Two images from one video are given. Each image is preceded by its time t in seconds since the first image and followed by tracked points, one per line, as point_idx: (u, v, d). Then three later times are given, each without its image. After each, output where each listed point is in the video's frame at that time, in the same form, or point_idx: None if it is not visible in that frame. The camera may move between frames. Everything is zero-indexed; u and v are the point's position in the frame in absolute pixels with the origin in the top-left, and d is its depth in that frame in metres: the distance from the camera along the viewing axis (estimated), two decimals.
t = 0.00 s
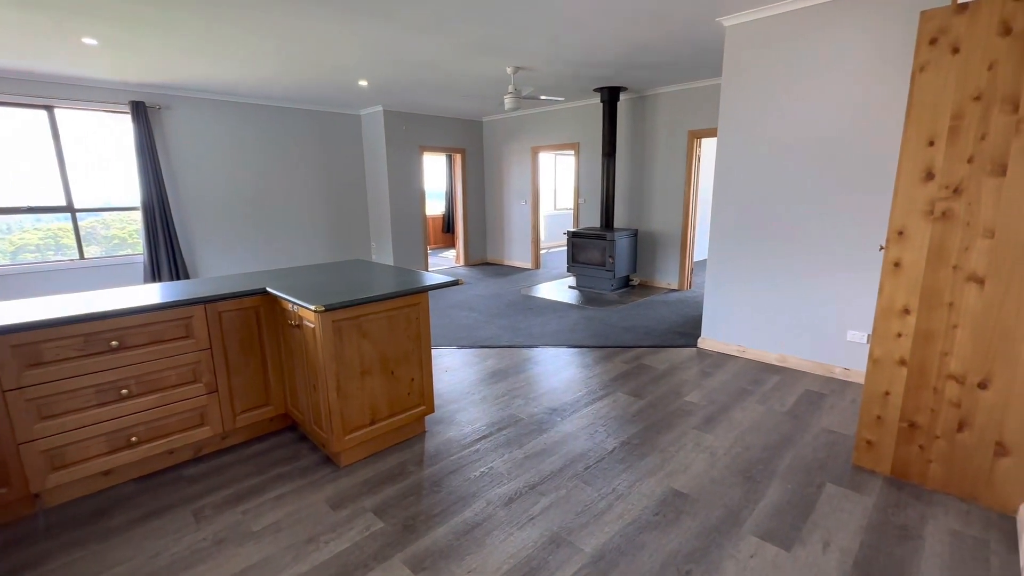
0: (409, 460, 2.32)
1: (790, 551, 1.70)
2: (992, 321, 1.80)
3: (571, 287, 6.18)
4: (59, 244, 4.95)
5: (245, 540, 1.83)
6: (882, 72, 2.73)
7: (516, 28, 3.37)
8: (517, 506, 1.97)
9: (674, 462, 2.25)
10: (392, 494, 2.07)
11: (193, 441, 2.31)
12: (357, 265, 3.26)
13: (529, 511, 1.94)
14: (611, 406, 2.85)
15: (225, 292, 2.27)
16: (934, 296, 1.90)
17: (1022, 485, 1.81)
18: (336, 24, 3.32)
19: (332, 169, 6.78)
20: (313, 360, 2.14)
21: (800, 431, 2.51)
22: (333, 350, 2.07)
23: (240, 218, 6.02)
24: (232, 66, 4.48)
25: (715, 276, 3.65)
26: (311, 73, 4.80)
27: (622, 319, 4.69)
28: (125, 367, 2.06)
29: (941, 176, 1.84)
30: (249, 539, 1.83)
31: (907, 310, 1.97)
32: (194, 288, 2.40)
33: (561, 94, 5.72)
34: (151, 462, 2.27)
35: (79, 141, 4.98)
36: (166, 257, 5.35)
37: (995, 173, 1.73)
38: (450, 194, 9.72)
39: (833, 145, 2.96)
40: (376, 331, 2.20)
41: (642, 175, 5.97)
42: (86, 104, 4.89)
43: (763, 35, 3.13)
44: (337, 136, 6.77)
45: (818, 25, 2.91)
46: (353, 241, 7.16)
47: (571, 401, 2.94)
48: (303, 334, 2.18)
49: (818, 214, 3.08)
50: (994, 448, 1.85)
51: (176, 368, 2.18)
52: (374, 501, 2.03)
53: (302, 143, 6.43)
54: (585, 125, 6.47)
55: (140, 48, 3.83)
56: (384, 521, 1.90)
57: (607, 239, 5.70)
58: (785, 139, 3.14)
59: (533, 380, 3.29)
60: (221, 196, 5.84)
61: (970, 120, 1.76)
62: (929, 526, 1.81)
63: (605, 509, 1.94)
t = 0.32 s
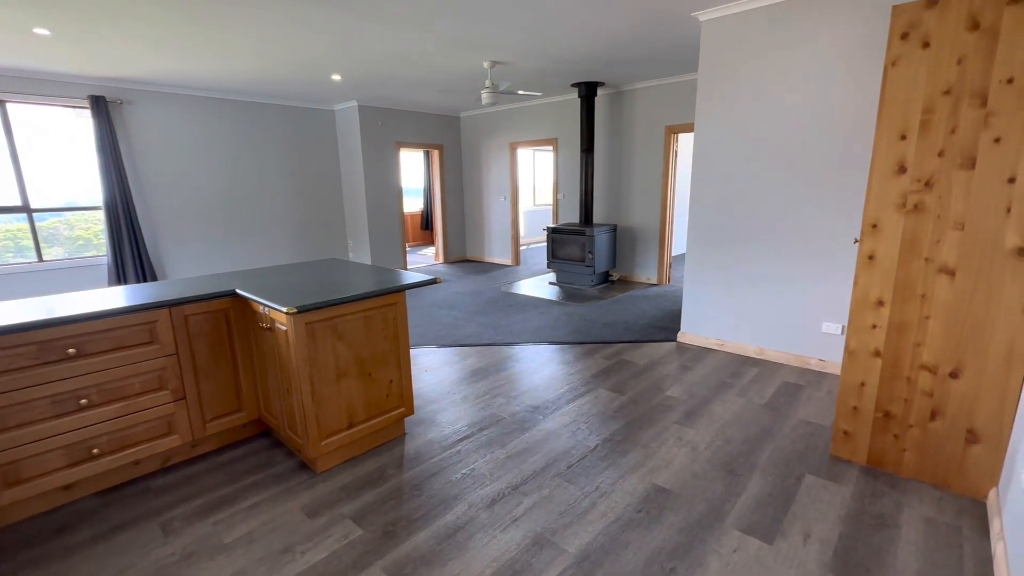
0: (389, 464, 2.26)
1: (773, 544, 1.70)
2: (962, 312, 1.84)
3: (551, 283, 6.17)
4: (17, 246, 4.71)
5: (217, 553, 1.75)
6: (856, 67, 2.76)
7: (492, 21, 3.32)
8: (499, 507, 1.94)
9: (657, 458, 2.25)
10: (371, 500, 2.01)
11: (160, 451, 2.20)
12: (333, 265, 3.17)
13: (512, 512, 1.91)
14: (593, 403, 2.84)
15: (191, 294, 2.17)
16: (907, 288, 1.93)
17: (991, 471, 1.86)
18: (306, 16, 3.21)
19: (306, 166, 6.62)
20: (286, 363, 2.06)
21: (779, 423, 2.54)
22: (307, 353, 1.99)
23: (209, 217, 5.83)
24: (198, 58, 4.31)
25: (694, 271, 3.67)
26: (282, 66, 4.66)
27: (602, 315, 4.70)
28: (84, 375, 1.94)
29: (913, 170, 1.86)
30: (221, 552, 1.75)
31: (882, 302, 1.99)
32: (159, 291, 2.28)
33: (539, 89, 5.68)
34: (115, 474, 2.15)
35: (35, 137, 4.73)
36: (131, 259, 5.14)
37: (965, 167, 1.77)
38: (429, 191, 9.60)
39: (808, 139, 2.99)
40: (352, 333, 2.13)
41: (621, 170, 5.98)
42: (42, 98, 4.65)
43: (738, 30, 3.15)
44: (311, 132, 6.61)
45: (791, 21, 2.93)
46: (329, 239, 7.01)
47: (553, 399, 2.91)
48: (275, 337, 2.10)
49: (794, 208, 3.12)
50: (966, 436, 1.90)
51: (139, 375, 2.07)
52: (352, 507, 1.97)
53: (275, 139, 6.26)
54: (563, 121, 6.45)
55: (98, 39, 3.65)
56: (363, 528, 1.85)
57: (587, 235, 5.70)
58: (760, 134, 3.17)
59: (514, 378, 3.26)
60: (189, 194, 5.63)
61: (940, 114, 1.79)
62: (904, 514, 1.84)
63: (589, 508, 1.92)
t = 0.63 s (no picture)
0: (367, 473, 2.15)
1: (766, 549, 1.64)
2: (954, 306, 1.79)
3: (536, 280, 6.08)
4: None
5: None
6: (842, 58, 2.73)
7: (472, 10, 3.20)
8: (483, 517, 1.85)
9: (645, 460, 2.17)
10: (347, 513, 1.90)
11: (120, 466, 2.06)
12: (308, 264, 3.03)
13: (496, 523, 1.82)
14: (579, 403, 2.76)
15: (150, 298, 2.02)
16: (899, 282, 1.88)
17: (984, 468, 1.83)
18: (276, 3, 3.06)
19: (283, 162, 6.42)
20: (254, 370, 1.94)
21: (768, 421, 2.49)
22: (275, 360, 1.87)
23: (181, 216, 5.61)
24: (164, 49, 4.11)
25: (680, 266, 3.61)
26: (254, 58, 4.48)
27: (588, 312, 4.63)
28: (32, 388, 1.79)
29: (904, 161, 1.81)
30: None
31: (873, 297, 1.94)
32: (117, 295, 2.13)
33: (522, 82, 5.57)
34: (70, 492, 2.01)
35: None
36: (97, 260, 4.92)
37: (957, 157, 1.72)
38: (411, 188, 9.43)
39: (795, 131, 2.95)
40: (324, 337, 2.01)
41: (605, 165, 5.91)
42: None
43: (724, 20, 3.08)
44: (288, 127, 6.41)
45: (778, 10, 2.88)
46: (308, 237, 6.83)
47: (539, 400, 2.83)
48: (242, 342, 1.97)
49: (780, 201, 3.08)
50: (958, 432, 1.86)
51: (94, 386, 1.92)
52: (327, 521, 1.86)
53: (249, 134, 6.05)
54: (546, 115, 6.36)
55: (53, 28, 3.44)
56: (338, 545, 1.74)
57: (571, 231, 5.62)
58: (746, 126, 3.12)
59: (499, 379, 3.16)
60: (159, 192, 5.41)
61: (931, 102, 1.74)
62: (898, 514, 1.80)
63: (576, 516, 1.84)
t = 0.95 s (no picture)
0: (336, 496, 1.96)
1: None
2: (968, 308, 1.66)
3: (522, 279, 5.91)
4: None
5: None
6: (840, 46, 2.60)
7: None
8: (462, 546, 1.68)
9: (637, 476, 2.03)
10: (311, 544, 1.72)
11: (58, 495, 1.84)
12: (276, 266, 2.82)
13: (476, 552, 1.65)
14: (567, 412, 2.60)
15: (88, 308, 1.81)
16: (907, 283, 1.75)
17: (998, 481, 1.71)
18: None
19: (258, 158, 6.16)
20: (205, 388, 1.74)
21: (765, 429, 2.36)
22: (226, 376, 1.68)
23: (149, 215, 5.34)
24: (122, 39, 3.86)
25: (671, 265, 3.47)
26: (222, 48, 4.23)
27: (575, 312, 4.48)
28: None
29: (914, 152, 1.67)
30: None
31: (879, 299, 1.81)
32: (53, 304, 1.92)
33: (505, 74, 5.38)
34: None
35: None
36: (57, 263, 4.64)
37: (971, 148, 1.59)
38: (394, 184, 9.19)
39: (790, 124, 2.82)
40: (285, 349, 1.82)
41: (592, 160, 5.76)
42: None
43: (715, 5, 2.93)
44: (262, 122, 6.15)
45: None
46: (286, 237, 6.57)
47: (525, 408, 2.67)
48: (192, 357, 1.77)
49: (775, 197, 2.96)
50: (970, 443, 1.74)
51: (23, 409, 1.71)
52: (287, 555, 1.67)
53: (221, 129, 5.78)
54: (532, 109, 6.18)
55: None
56: None
57: (558, 228, 5.46)
58: (740, 118, 2.98)
59: (483, 385, 2.99)
60: (124, 190, 5.13)
61: (944, 88, 1.60)
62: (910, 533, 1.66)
63: (563, 543, 1.68)
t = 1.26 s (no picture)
0: (312, 523, 1.83)
1: None
2: (987, 321, 1.56)
3: (515, 281, 5.78)
4: None
5: None
6: (845, 41, 2.49)
7: None
8: None
9: (635, 498, 1.91)
10: None
11: (9, 526, 1.70)
12: (254, 271, 2.66)
13: None
14: (561, 426, 2.48)
15: (40, 324, 1.66)
16: (922, 293, 1.64)
17: (1018, 504, 1.60)
18: None
19: (243, 157, 5.98)
20: (167, 410, 1.60)
21: (768, 443, 2.25)
22: (189, 398, 1.54)
23: (129, 217, 5.15)
24: (95, 33, 3.68)
25: (668, 268, 3.35)
26: (201, 43, 4.06)
27: (569, 316, 4.35)
28: None
29: (930, 153, 1.56)
30: None
31: (891, 310, 1.70)
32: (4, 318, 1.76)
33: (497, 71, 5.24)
34: None
35: None
36: (30, 267, 4.45)
37: (993, 149, 1.48)
38: (384, 183, 9.02)
39: (792, 123, 2.71)
40: (255, 367, 1.68)
41: (586, 159, 5.63)
42: None
43: None
44: (247, 120, 5.96)
45: None
46: (273, 238, 6.40)
47: (517, 421, 2.54)
48: (153, 376, 1.63)
49: (776, 198, 2.85)
50: (988, 463, 1.64)
51: None
52: None
53: (204, 127, 5.59)
54: (524, 106, 6.04)
55: None
56: None
57: (551, 229, 5.34)
58: (740, 116, 2.86)
59: (474, 396, 2.86)
60: (102, 191, 4.94)
61: (964, 84, 1.49)
62: (926, 562, 1.56)
63: None
